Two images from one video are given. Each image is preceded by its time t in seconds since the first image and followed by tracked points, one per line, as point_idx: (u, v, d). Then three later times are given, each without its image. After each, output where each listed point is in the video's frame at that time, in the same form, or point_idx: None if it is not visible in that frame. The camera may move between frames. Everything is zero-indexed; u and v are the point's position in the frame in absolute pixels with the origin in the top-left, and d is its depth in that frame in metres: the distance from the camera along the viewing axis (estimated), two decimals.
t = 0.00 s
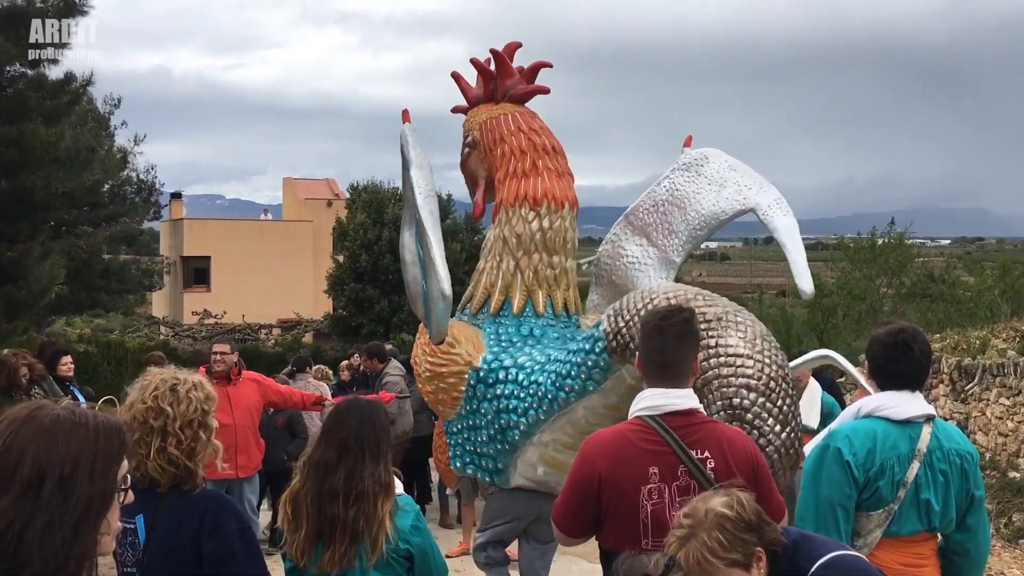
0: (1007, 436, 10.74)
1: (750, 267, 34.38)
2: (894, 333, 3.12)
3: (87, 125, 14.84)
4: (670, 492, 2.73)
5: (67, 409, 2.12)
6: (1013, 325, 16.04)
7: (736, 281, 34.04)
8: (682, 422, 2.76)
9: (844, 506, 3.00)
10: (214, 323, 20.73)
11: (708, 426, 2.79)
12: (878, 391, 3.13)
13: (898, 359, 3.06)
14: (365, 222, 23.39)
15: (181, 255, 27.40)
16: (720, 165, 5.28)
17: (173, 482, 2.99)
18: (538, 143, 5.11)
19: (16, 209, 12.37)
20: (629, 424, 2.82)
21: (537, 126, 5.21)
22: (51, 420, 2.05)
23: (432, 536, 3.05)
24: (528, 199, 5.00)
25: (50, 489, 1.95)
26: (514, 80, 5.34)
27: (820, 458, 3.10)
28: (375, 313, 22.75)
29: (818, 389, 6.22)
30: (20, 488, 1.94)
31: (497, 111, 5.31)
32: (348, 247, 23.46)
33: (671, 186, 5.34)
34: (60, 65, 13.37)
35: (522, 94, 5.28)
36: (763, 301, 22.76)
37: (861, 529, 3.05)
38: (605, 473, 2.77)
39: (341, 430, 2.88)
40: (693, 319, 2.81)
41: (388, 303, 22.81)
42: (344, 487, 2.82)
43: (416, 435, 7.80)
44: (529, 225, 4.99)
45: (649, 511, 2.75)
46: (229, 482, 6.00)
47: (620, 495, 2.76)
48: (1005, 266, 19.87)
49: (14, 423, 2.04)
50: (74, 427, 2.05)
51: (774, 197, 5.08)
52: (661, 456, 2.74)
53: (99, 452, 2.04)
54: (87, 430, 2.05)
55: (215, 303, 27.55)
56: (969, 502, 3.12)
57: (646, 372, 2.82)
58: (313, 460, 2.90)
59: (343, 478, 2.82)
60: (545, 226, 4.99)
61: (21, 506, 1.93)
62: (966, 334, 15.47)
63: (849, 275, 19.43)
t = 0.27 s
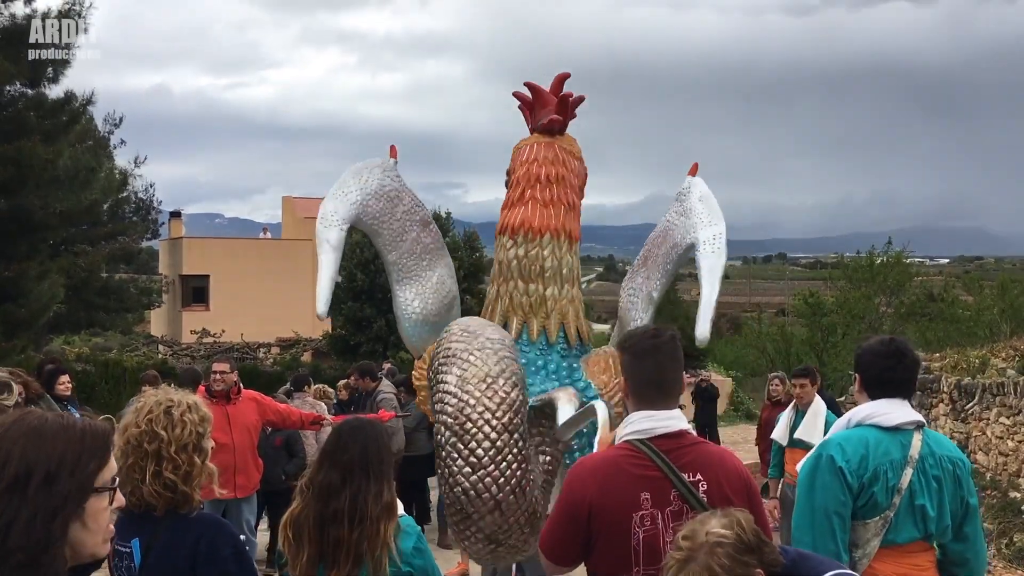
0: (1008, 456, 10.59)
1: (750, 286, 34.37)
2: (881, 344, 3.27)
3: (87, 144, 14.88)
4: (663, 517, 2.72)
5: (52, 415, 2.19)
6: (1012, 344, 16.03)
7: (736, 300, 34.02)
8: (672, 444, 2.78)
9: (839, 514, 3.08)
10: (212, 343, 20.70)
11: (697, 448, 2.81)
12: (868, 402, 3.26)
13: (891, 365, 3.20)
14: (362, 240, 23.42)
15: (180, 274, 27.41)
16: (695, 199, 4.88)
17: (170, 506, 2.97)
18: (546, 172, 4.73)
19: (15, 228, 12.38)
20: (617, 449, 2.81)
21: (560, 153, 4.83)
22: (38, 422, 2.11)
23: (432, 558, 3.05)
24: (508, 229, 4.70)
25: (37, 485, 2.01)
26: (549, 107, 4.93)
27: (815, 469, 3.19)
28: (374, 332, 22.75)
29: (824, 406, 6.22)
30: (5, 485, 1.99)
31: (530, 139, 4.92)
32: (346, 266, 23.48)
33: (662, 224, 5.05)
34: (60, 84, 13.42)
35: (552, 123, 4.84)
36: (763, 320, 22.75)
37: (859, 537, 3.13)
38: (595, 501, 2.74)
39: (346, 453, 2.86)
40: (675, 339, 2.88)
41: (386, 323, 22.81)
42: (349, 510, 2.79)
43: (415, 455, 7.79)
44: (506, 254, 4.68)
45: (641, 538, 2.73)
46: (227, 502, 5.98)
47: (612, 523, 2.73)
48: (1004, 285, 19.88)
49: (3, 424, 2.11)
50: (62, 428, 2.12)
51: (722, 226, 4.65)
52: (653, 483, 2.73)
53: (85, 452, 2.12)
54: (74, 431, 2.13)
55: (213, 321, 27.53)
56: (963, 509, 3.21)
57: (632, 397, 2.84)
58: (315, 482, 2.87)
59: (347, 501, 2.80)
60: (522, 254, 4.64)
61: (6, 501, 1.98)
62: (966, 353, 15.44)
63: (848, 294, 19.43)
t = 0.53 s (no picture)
0: (1009, 475, 10.67)
1: (749, 304, 34.37)
2: (874, 356, 3.30)
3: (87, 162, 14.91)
4: (657, 535, 2.70)
5: (54, 426, 2.21)
6: (1012, 361, 16.03)
7: (736, 318, 34.00)
8: (665, 461, 2.76)
9: (837, 524, 3.11)
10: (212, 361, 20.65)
11: (690, 465, 2.79)
12: (860, 413, 3.28)
13: (884, 376, 3.24)
14: (359, 259, 23.44)
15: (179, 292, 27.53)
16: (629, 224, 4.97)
17: (165, 530, 2.95)
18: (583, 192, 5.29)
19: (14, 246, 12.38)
20: (608, 467, 2.78)
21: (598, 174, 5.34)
22: (38, 433, 2.14)
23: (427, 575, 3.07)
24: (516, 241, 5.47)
25: (33, 494, 2.04)
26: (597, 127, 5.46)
27: (810, 481, 3.20)
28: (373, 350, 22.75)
29: (823, 424, 6.19)
30: (3, 493, 2.03)
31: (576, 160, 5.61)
32: (346, 284, 23.48)
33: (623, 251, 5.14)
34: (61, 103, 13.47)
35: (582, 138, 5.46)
36: (763, 337, 22.75)
37: (856, 548, 3.15)
38: (589, 521, 2.70)
39: (345, 471, 2.82)
40: (663, 354, 2.87)
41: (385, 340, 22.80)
42: (350, 531, 2.77)
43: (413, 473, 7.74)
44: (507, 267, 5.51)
45: (636, 557, 2.70)
46: (225, 521, 5.95)
47: (606, 541, 2.70)
48: (1003, 303, 19.87)
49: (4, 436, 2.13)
50: (61, 439, 2.15)
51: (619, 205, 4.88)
52: (647, 500, 2.71)
53: (82, 462, 2.14)
54: (72, 442, 2.15)
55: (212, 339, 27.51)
56: (957, 519, 3.26)
57: (621, 415, 2.82)
58: (311, 503, 2.83)
59: (348, 522, 2.77)
60: (517, 265, 5.40)
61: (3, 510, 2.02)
62: (966, 371, 15.41)
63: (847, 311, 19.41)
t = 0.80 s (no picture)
0: (1010, 488, 10.61)
1: (749, 318, 34.33)
2: (872, 366, 3.30)
3: (87, 176, 14.91)
4: (654, 545, 2.68)
5: (58, 438, 2.19)
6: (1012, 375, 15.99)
7: (736, 331, 33.94)
8: (660, 469, 2.75)
9: (832, 535, 3.09)
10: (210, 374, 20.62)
11: (687, 474, 2.78)
12: (858, 424, 3.27)
13: (882, 388, 3.23)
14: (359, 272, 23.45)
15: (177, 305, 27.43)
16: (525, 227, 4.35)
17: (161, 547, 2.92)
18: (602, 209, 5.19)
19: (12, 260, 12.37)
20: (605, 477, 2.76)
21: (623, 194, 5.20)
22: (43, 445, 2.12)
23: None
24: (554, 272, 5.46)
25: (40, 506, 2.03)
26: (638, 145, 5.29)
27: (806, 492, 3.19)
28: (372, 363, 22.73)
29: (820, 436, 6.15)
30: (8, 505, 2.02)
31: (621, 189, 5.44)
32: (344, 298, 23.48)
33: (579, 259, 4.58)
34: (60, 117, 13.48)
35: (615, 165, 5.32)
36: (762, 351, 22.72)
37: (851, 559, 3.13)
38: (585, 530, 2.69)
39: (342, 483, 2.80)
40: (659, 363, 2.86)
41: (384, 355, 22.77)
42: (346, 544, 2.75)
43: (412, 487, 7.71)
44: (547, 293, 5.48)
45: (633, 566, 2.68)
46: (222, 534, 5.91)
47: (602, 550, 2.67)
48: (1003, 317, 19.84)
49: (12, 447, 2.12)
50: (68, 452, 2.13)
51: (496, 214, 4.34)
52: (644, 510, 2.70)
53: (89, 476, 2.12)
54: (79, 455, 2.14)
55: (210, 352, 27.47)
56: (954, 531, 3.24)
57: (617, 425, 2.81)
58: (307, 517, 2.81)
59: (345, 534, 2.76)
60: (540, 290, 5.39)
61: (9, 522, 2.00)
62: (965, 385, 15.36)
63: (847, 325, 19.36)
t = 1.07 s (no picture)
0: (1011, 498, 10.57)
1: (749, 327, 34.30)
2: (872, 373, 3.27)
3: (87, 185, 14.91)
4: (655, 550, 2.66)
5: (63, 447, 2.17)
6: (1012, 384, 15.98)
7: (736, 340, 33.91)
8: (661, 475, 2.73)
9: (832, 543, 3.07)
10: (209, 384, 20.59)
11: (688, 479, 2.76)
12: (858, 431, 3.24)
13: (883, 396, 3.20)
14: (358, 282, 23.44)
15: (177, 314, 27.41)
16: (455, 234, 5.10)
17: (164, 556, 2.89)
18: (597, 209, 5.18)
19: (12, 269, 12.37)
20: (606, 483, 2.75)
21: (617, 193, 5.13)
22: (48, 455, 2.11)
23: None
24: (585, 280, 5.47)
25: (45, 518, 2.01)
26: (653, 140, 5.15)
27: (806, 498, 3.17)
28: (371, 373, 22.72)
29: (818, 451, 6.08)
30: (13, 517, 2.00)
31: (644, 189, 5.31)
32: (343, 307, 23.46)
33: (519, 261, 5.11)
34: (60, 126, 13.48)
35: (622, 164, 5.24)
36: (762, 360, 22.71)
37: (851, 567, 3.12)
38: (586, 536, 2.67)
39: (344, 489, 2.79)
40: (658, 368, 2.84)
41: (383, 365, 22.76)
42: (346, 551, 2.73)
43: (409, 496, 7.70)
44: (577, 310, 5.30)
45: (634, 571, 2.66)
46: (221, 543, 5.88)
47: (603, 555, 2.65)
48: (1004, 326, 19.81)
49: (16, 457, 2.11)
50: (73, 461, 2.11)
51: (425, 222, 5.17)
52: (645, 516, 2.68)
53: (93, 486, 2.10)
54: (84, 465, 2.11)
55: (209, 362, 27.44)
56: (954, 539, 3.23)
57: (617, 431, 2.80)
58: (307, 524, 2.79)
59: (345, 540, 2.74)
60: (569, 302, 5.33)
61: (14, 533, 1.99)
62: (966, 394, 15.33)
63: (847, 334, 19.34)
